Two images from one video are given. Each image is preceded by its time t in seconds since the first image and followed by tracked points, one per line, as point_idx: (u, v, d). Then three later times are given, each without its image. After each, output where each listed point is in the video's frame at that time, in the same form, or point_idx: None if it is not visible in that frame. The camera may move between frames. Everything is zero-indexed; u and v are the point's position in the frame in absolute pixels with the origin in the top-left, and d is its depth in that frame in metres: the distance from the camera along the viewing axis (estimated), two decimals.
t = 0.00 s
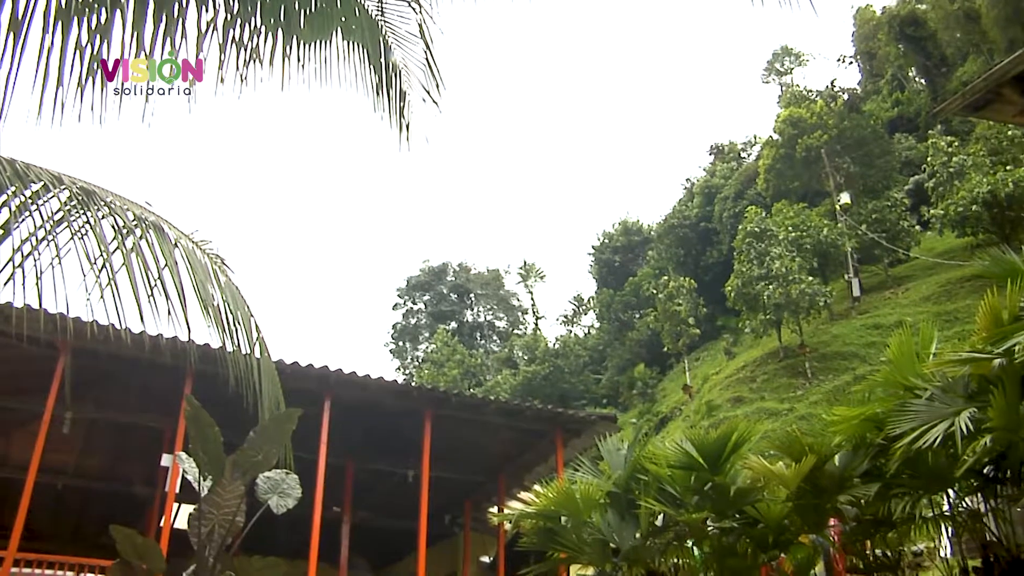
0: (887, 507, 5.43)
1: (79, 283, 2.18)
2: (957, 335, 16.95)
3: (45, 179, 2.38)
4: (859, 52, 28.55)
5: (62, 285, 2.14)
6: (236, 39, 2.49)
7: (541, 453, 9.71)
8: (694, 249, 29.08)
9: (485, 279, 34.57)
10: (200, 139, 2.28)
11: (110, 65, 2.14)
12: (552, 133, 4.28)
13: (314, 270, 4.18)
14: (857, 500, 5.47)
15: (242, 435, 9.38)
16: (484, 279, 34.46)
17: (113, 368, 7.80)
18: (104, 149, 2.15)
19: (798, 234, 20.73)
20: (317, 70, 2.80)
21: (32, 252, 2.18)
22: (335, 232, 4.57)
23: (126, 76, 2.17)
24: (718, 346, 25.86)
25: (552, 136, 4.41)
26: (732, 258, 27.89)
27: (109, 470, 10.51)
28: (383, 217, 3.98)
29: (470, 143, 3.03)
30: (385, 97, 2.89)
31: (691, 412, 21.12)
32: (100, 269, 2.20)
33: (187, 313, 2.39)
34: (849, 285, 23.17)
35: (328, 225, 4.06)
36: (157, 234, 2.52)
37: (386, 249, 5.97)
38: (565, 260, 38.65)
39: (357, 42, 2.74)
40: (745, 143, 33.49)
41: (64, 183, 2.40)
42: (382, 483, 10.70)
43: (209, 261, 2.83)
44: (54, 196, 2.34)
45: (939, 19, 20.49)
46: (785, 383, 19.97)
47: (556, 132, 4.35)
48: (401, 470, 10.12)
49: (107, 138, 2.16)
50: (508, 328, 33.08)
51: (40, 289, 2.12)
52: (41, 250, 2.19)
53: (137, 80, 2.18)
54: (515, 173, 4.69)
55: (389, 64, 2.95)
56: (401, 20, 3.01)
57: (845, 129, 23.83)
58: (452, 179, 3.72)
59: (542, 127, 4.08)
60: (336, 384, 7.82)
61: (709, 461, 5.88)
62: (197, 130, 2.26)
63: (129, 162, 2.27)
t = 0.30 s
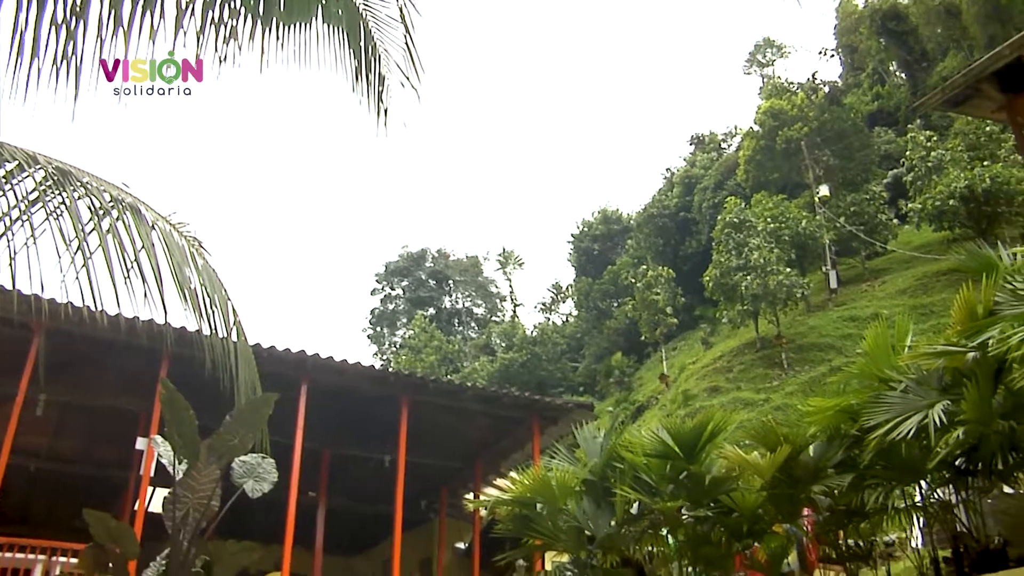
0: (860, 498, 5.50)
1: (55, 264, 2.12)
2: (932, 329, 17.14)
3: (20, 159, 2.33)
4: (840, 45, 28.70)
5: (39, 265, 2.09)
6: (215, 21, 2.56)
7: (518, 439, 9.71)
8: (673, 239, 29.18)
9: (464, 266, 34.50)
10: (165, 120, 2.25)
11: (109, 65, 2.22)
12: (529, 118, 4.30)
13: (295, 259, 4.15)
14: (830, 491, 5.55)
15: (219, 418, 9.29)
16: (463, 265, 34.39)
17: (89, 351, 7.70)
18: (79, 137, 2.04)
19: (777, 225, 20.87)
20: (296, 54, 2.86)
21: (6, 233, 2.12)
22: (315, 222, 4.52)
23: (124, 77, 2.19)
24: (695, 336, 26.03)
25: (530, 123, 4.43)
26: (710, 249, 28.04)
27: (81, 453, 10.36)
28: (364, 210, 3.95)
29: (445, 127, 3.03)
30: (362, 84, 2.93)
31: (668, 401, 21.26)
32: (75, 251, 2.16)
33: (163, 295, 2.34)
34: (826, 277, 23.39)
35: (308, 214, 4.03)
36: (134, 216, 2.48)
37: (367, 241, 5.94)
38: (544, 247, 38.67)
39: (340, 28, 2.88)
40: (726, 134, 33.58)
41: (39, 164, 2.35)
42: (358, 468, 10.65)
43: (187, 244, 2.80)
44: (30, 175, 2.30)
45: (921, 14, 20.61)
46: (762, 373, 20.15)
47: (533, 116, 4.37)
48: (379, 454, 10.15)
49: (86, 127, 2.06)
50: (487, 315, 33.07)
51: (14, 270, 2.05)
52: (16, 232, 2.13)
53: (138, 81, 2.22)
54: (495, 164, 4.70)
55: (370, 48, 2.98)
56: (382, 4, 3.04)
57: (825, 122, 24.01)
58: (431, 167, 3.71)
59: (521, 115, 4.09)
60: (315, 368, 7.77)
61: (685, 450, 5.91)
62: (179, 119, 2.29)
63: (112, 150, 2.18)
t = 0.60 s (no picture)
0: (831, 489, 5.50)
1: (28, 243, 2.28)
2: (905, 323, 17.35)
3: None
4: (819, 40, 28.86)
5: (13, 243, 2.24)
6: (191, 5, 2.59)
7: (494, 427, 9.67)
8: (651, 230, 29.27)
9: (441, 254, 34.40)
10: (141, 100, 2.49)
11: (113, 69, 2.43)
12: (508, 100, 4.23)
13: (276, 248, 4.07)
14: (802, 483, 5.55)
15: (193, 405, 9.15)
16: (440, 253, 34.27)
17: (61, 335, 7.60)
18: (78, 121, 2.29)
19: (754, 218, 21.01)
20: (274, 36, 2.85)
21: None
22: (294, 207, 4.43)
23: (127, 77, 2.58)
24: (670, 327, 26.18)
25: (508, 106, 4.37)
26: (687, 240, 28.17)
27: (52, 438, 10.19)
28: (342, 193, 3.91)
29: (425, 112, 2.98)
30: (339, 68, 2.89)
31: (643, 392, 21.37)
32: (48, 231, 2.32)
33: (137, 277, 2.46)
34: (802, 270, 23.60)
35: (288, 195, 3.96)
36: (108, 199, 2.59)
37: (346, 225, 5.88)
38: (522, 236, 38.64)
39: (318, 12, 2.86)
40: (705, 126, 33.68)
41: (14, 144, 2.56)
42: (332, 455, 10.58)
43: (161, 229, 2.80)
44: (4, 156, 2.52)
45: (900, 11, 20.74)
46: (736, 365, 20.33)
47: (513, 96, 4.30)
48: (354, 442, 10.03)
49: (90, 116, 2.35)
50: (463, 303, 33.03)
51: None
52: None
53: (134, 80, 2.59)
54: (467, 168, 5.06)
55: (348, 33, 2.95)
56: None
57: (804, 116, 24.16)
58: (413, 155, 3.64)
59: (498, 99, 4.04)
60: (291, 353, 7.68)
61: (658, 440, 5.94)
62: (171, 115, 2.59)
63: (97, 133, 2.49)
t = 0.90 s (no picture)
0: (805, 481, 5.53)
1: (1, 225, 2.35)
2: (880, 317, 17.52)
3: None
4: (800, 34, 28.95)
5: None
6: None
7: (471, 416, 9.64)
8: (630, 221, 29.30)
9: (420, 241, 34.25)
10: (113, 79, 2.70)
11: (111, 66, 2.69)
12: (485, 91, 4.25)
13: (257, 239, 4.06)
14: (776, 474, 5.59)
15: (169, 390, 9.07)
16: (419, 241, 34.12)
17: (34, 319, 7.47)
18: (62, 105, 2.54)
19: (733, 210, 21.12)
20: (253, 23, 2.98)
21: None
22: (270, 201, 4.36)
23: (125, 77, 2.91)
24: (648, 318, 26.29)
25: (490, 123, 4.85)
26: (666, 231, 28.25)
27: (22, 422, 10.03)
28: (321, 183, 3.91)
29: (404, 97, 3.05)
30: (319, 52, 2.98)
31: (620, 381, 21.47)
32: (21, 214, 2.39)
33: (113, 262, 2.52)
34: (779, 263, 23.73)
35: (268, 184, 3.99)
36: (85, 181, 2.68)
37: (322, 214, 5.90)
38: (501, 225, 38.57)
39: None
40: (685, 117, 33.72)
41: None
42: (308, 441, 10.53)
43: (138, 213, 2.90)
44: None
45: (882, 6, 20.81)
46: (713, 357, 20.47)
47: (490, 88, 4.32)
48: (329, 429, 9.96)
49: (85, 104, 2.62)
50: (441, 291, 32.95)
51: None
52: None
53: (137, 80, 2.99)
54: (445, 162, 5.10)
55: (328, 19, 3.07)
56: None
57: (784, 109, 24.27)
58: (392, 163, 4.11)
59: (476, 90, 4.07)
60: (267, 340, 7.62)
61: (634, 430, 5.97)
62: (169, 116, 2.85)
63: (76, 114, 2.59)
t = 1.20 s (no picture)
0: (782, 472, 5.54)
1: None
2: (858, 311, 17.68)
3: None
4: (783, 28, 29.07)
5: None
6: None
7: (449, 404, 9.63)
8: (611, 211, 29.35)
9: (400, 229, 34.10)
10: (89, 57, 2.70)
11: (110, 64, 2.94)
12: (467, 84, 4.32)
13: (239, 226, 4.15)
14: (754, 465, 5.61)
15: (145, 377, 8.97)
16: (399, 228, 33.99)
17: (8, 303, 7.33)
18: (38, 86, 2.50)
19: (714, 202, 21.23)
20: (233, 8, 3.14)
21: None
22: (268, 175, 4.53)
23: (128, 76, 3.38)
24: (628, 308, 26.40)
25: (466, 105, 4.91)
26: (647, 222, 28.32)
27: None
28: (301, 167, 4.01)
29: (379, 81, 3.13)
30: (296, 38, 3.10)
31: (599, 371, 21.58)
32: None
33: (90, 248, 2.46)
34: (759, 255, 23.86)
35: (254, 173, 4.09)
36: (62, 165, 2.64)
37: (303, 204, 6.15)
38: (482, 213, 38.50)
39: None
40: (667, 108, 33.78)
41: None
42: (286, 428, 10.46)
43: (117, 198, 2.85)
44: None
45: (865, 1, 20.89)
46: (692, 348, 20.61)
47: (473, 80, 4.39)
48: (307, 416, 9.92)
49: (84, 98, 2.72)
50: (421, 279, 32.84)
51: None
52: None
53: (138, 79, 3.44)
54: (429, 144, 5.15)
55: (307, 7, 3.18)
56: None
57: (766, 102, 24.37)
58: (375, 149, 4.14)
59: (456, 84, 4.15)
60: (245, 326, 7.55)
61: (613, 420, 5.99)
62: (164, 108, 3.15)
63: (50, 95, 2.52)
